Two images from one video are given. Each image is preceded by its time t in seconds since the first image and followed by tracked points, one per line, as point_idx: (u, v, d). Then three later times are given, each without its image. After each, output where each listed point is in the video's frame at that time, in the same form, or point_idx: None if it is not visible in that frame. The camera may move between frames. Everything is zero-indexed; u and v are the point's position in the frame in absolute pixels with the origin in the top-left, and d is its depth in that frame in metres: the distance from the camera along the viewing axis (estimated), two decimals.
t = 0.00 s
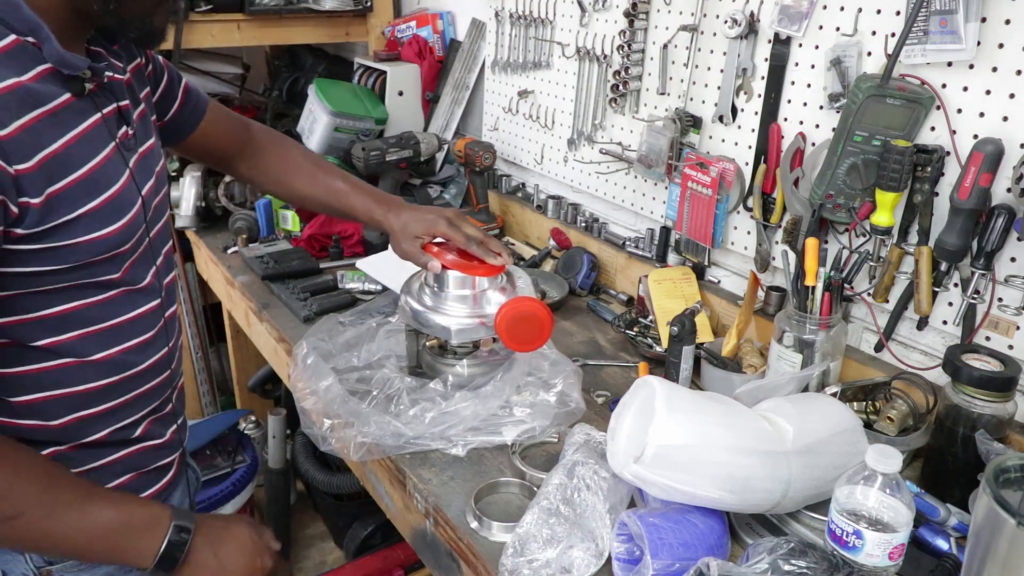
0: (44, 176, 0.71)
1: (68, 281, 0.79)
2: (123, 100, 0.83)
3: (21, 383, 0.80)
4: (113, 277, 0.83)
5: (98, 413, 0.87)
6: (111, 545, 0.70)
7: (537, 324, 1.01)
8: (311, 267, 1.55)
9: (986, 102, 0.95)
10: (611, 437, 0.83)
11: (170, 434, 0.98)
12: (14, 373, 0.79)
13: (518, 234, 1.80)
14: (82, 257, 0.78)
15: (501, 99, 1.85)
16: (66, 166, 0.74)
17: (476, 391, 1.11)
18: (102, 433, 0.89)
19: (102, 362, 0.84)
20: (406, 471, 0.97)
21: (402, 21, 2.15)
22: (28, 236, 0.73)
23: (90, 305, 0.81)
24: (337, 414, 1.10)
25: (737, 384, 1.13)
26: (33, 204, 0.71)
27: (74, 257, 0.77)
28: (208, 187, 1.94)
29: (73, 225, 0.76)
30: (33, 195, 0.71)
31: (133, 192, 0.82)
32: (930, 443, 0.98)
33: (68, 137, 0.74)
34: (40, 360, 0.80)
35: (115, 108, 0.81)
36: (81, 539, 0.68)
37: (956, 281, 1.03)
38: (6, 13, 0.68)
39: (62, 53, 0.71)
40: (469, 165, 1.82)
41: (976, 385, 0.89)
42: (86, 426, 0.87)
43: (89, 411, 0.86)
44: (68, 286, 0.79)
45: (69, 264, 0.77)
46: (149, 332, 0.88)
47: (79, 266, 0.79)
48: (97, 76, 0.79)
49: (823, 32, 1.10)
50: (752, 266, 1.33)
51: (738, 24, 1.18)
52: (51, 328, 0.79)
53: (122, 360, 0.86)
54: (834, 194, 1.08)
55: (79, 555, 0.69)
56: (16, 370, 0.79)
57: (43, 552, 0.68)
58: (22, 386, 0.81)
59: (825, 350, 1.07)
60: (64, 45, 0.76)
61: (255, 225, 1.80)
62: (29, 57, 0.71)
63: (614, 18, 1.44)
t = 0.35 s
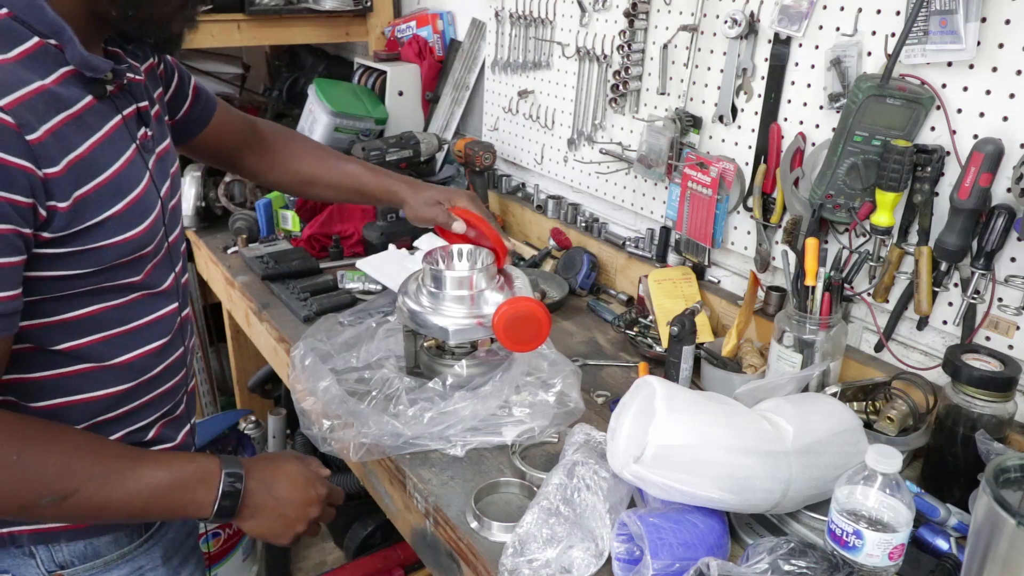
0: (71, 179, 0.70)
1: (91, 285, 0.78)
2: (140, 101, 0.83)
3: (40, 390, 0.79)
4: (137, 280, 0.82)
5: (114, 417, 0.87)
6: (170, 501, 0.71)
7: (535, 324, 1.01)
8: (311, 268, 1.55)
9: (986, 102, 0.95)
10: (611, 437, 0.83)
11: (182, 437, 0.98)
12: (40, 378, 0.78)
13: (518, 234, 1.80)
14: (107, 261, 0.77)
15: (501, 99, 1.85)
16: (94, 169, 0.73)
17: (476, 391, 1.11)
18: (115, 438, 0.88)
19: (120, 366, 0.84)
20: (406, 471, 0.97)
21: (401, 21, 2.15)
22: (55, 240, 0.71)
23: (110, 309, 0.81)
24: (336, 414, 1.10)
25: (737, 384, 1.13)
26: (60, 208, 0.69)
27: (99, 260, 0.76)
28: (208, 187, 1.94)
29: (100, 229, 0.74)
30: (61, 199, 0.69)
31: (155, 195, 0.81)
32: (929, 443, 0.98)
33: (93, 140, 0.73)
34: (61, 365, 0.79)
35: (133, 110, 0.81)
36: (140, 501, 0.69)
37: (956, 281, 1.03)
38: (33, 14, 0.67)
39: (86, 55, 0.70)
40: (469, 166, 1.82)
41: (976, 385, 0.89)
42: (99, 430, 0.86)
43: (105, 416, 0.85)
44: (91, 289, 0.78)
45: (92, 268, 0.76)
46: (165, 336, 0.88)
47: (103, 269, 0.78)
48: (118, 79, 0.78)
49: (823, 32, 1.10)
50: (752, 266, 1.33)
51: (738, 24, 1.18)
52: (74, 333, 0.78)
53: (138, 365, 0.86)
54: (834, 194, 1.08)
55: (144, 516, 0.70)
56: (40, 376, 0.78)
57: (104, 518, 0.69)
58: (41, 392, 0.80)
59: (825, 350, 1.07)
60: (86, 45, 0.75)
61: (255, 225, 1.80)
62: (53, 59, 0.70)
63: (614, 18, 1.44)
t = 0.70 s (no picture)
0: (105, 185, 0.69)
1: (113, 294, 0.76)
2: (179, 113, 0.84)
3: (52, 394, 0.78)
4: (157, 290, 0.80)
5: (122, 430, 0.84)
6: (157, 535, 0.70)
7: (534, 324, 1.01)
8: (311, 268, 1.55)
9: (986, 102, 0.95)
10: (611, 437, 0.83)
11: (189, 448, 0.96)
12: (51, 382, 0.77)
13: (518, 234, 1.80)
14: (130, 268, 0.75)
15: (501, 99, 1.85)
16: (127, 178, 0.72)
17: (476, 391, 1.11)
18: (124, 449, 0.86)
19: (133, 377, 0.82)
20: (406, 471, 0.97)
21: (401, 21, 2.15)
22: (83, 244, 0.70)
23: (128, 319, 0.79)
24: (336, 414, 1.10)
25: (737, 385, 1.13)
26: (92, 213, 0.68)
27: (124, 267, 0.75)
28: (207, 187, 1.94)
29: (128, 235, 0.73)
30: (93, 205, 0.68)
31: (185, 206, 0.81)
32: (929, 443, 0.98)
33: (129, 148, 0.72)
34: (74, 371, 0.77)
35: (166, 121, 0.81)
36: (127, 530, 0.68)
37: (956, 280, 1.03)
38: (85, 23, 0.68)
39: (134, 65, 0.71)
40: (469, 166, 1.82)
41: (976, 385, 0.89)
42: (108, 441, 0.84)
43: (114, 427, 0.83)
44: (114, 297, 0.76)
45: (114, 275, 0.75)
46: (182, 349, 0.86)
47: (125, 276, 0.76)
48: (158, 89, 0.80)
49: (823, 32, 1.10)
50: (752, 266, 1.33)
51: (738, 24, 1.18)
52: (90, 339, 0.77)
53: (151, 377, 0.84)
54: (834, 194, 1.08)
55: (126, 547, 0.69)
56: (52, 379, 0.77)
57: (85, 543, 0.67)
58: (52, 396, 0.78)
59: (825, 350, 1.07)
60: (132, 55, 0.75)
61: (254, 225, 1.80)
62: (100, 67, 0.70)
63: (614, 18, 1.44)
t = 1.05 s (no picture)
0: (190, 189, 0.67)
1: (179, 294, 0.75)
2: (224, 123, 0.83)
3: (110, 398, 0.75)
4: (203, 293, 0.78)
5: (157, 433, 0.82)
6: None
7: (533, 324, 1.01)
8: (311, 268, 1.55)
9: (987, 102, 0.95)
10: (611, 437, 0.83)
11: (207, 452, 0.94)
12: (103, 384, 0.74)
13: (518, 234, 1.80)
14: (192, 270, 0.73)
15: (501, 99, 1.85)
16: (201, 181, 0.69)
17: (476, 391, 1.11)
18: (159, 451, 0.84)
19: (177, 379, 0.80)
20: (407, 471, 0.97)
21: (401, 21, 2.15)
22: (161, 245, 0.68)
23: (180, 322, 0.77)
24: (336, 413, 1.10)
25: (737, 385, 1.13)
26: (177, 216, 0.66)
27: (186, 269, 0.72)
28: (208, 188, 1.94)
29: (194, 239, 0.71)
30: (177, 208, 0.66)
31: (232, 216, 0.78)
32: (929, 443, 0.98)
33: (205, 153, 0.70)
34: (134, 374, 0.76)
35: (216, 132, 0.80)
36: None
37: (956, 281, 1.02)
38: (170, 34, 0.66)
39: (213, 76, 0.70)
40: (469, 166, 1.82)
41: (976, 385, 0.89)
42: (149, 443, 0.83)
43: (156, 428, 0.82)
44: (172, 299, 0.74)
45: (175, 277, 0.72)
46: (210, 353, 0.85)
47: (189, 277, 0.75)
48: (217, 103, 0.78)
49: (823, 32, 1.10)
50: (752, 266, 1.33)
51: (738, 24, 1.18)
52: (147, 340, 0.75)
53: (190, 379, 0.82)
54: (834, 194, 1.08)
55: None
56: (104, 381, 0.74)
57: None
58: (109, 400, 0.75)
59: (825, 350, 1.07)
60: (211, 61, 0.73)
61: (255, 225, 1.80)
62: (176, 77, 0.68)
63: (614, 18, 1.44)
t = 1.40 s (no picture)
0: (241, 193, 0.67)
1: (209, 304, 0.74)
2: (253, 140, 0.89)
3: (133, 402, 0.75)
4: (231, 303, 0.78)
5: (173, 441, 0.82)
6: None
7: (533, 324, 1.01)
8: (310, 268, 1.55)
9: (987, 102, 0.95)
10: (611, 437, 0.83)
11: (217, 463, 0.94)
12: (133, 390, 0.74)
13: (518, 235, 1.81)
14: (227, 275, 0.72)
15: (501, 99, 1.85)
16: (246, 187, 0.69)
17: (475, 391, 1.11)
18: (178, 459, 0.84)
19: (197, 388, 0.80)
20: (406, 471, 0.97)
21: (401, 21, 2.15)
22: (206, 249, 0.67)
23: (205, 331, 0.77)
24: (336, 413, 1.10)
25: (737, 385, 1.13)
26: (228, 218, 0.66)
27: (222, 275, 0.72)
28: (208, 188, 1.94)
29: (236, 245, 0.70)
30: (229, 210, 0.66)
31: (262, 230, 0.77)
32: (929, 443, 0.98)
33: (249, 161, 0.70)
34: (157, 380, 0.76)
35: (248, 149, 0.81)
36: None
37: (956, 281, 1.02)
38: (225, 45, 0.65)
39: (261, 89, 0.69)
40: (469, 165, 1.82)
41: (976, 385, 0.89)
42: (168, 451, 0.83)
43: (175, 436, 0.82)
44: (205, 306, 0.74)
45: (212, 281, 0.71)
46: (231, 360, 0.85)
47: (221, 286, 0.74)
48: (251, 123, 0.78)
49: (823, 32, 1.10)
50: (752, 266, 1.32)
51: (738, 24, 1.18)
52: (171, 346, 0.74)
53: (209, 388, 0.82)
54: (834, 194, 1.08)
55: None
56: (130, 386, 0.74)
57: None
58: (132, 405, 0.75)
59: (825, 350, 1.07)
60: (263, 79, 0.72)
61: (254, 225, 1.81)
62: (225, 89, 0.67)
63: (614, 18, 1.44)
